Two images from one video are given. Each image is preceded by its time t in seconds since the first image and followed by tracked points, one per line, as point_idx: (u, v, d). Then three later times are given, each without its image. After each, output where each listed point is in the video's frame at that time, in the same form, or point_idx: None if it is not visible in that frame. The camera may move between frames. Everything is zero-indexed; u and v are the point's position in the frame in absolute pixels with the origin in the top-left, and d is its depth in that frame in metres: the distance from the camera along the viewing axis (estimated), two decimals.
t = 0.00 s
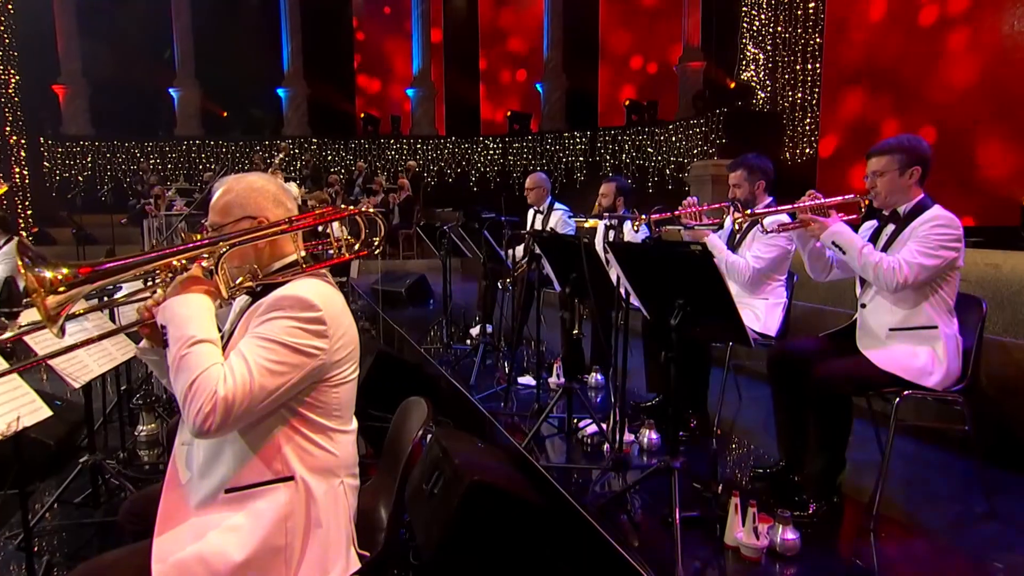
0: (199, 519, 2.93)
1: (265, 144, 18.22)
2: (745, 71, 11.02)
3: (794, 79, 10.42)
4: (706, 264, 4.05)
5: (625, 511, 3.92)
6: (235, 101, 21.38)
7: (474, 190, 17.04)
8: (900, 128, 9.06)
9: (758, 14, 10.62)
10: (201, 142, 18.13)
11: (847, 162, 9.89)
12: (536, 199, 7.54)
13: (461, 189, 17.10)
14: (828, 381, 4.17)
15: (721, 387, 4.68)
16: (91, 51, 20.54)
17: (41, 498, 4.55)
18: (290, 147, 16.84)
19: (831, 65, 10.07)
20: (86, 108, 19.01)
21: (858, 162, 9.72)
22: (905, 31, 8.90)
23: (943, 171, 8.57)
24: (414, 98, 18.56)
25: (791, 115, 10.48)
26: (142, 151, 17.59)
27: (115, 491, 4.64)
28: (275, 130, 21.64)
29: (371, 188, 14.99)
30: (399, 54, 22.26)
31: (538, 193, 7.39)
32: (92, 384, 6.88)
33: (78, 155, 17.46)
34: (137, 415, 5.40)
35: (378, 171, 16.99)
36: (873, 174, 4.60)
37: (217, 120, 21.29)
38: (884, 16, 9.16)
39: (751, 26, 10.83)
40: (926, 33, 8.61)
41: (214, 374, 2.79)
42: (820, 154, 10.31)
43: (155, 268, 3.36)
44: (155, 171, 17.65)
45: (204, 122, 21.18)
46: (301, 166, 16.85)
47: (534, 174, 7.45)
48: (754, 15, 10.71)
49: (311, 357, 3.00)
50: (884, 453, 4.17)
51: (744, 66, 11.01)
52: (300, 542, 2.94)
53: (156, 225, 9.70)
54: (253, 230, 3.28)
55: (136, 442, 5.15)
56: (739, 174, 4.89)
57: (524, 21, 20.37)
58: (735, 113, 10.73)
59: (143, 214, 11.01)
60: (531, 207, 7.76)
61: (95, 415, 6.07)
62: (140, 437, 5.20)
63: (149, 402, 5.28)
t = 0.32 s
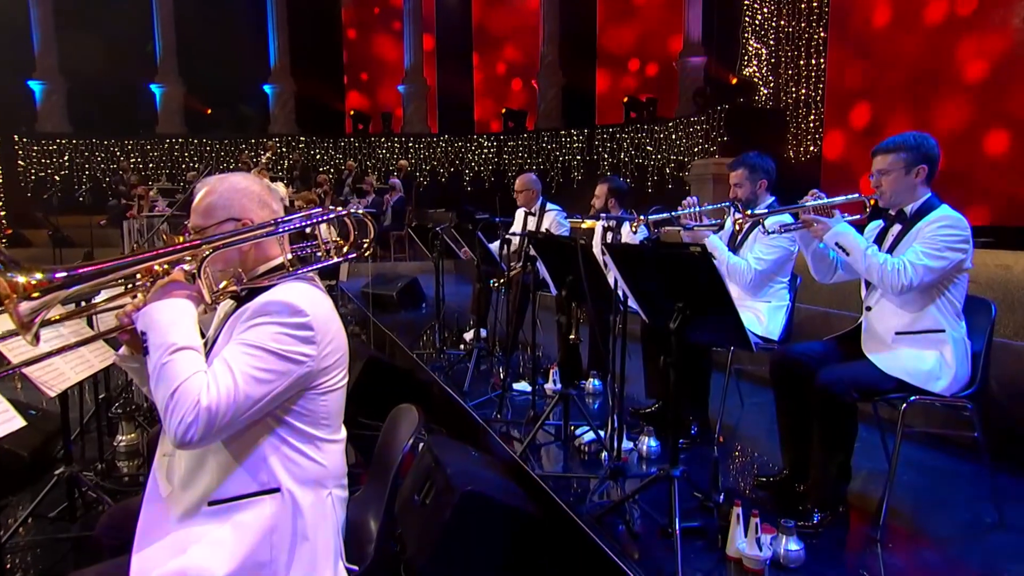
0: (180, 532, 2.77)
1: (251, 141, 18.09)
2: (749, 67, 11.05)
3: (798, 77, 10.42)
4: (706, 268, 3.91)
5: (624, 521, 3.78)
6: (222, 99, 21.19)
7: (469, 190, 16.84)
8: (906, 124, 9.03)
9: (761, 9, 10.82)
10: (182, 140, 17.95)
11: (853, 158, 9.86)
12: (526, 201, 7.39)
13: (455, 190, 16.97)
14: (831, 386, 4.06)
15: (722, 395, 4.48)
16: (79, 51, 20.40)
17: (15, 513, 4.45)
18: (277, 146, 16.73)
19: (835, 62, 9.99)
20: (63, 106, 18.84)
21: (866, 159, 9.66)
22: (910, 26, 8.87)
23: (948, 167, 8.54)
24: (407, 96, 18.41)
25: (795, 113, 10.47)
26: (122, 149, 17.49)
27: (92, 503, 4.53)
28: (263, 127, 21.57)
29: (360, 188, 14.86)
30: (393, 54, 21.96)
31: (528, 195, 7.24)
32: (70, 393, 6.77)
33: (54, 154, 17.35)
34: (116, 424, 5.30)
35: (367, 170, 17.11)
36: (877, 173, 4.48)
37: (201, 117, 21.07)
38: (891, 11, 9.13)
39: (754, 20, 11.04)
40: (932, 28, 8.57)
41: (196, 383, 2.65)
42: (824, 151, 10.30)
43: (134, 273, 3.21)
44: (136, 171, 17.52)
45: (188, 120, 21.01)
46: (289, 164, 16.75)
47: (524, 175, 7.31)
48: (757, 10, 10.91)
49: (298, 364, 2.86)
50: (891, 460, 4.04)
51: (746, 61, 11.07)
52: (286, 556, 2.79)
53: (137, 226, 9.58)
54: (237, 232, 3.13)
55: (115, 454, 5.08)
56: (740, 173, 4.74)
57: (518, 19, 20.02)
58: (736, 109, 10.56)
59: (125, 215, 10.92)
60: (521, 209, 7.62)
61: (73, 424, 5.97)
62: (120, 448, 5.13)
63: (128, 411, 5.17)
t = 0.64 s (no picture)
0: (143, 554, 2.54)
1: (225, 138, 17.62)
2: (744, 61, 11.15)
3: (796, 73, 10.64)
4: (701, 271, 3.74)
5: (615, 537, 3.59)
6: (193, 95, 20.86)
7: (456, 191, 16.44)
8: (910, 118, 9.13)
9: (757, 3, 10.89)
10: (151, 136, 17.36)
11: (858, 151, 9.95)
12: (505, 205, 7.19)
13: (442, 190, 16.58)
14: (830, 393, 3.90)
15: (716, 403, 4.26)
16: (52, 48, 20.03)
17: None
18: (253, 143, 16.41)
19: (834, 57, 10.23)
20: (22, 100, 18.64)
21: (868, 157, 9.80)
22: (913, 21, 9.00)
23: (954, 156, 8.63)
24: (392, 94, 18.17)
25: (793, 109, 10.71)
26: (86, 146, 17.04)
27: (50, 525, 4.32)
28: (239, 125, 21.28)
29: (340, 187, 14.64)
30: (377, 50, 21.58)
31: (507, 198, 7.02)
32: (30, 404, 6.52)
33: (14, 151, 16.95)
34: (77, 438, 5.11)
35: (349, 169, 16.59)
36: (876, 172, 4.33)
37: (171, 113, 20.79)
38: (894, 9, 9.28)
39: (749, 14, 11.09)
40: (936, 21, 8.71)
41: (162, 396, 2.44)
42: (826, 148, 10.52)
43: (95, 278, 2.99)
44: (101, 168, 17.02)
45: (158, 116, 20.67)
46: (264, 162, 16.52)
47: (504, 177, 7.13)
48: (753, 4, 10.96)
49: (271, 373, 2.65)
50: (893, 471, 3.88)
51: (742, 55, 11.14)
52: None
53: (103, 228, 9.33)
54: (206, 235, 2.92)
55: (76, 470, 4.91)
56: (735, 172, 4.58)
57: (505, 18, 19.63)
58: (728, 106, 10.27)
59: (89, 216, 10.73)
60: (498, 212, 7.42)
61: (32, 440, 5.74)
62: (82, 464, 4.95)
63: (91, 424, 4.98)
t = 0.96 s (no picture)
0: None
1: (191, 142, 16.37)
2: (735, 64, 10.53)
3: (789, 75, 10.16)
4: (688, 282, 3.60)
5: (603, 562, 3.40)
6: (154, 95, 19.14)
7: (434, 199, 16.39)
8: (905, 123, 8.77)
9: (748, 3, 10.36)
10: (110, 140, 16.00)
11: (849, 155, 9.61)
12: (477, 218, 7.01)
13: (421, 198, 16.44)
14: (823, 410, 3.77)
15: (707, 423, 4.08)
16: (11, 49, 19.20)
17: None
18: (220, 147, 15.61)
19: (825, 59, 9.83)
20: None
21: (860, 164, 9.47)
22: (903, 20, 8.67)
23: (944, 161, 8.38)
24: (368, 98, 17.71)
25: (786, 114, 10.23)
26: (38, 149, 15.48)
27: None
28: (206, 127, 19.68)
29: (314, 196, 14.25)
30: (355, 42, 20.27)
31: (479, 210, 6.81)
32: None
33: None
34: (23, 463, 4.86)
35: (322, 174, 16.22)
36: (868, 180, 4.20)
37: (131, 116, 19.05)
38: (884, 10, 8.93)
39: (739, 14, 10.54)
40: (926, 21, 8.40)
41: (115, 417, 2.19)
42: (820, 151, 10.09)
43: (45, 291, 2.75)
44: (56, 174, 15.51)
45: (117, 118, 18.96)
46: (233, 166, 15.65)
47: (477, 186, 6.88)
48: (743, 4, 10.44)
49: (234, 393, 2.39)
50: (889, 489, 3.73)
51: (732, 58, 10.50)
52: None
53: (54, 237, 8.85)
54: (165, 248, 2.64)
55: (23, 499, 4.67)
56: (724, 180, 4.45)
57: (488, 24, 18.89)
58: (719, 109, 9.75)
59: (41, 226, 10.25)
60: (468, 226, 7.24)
61: None
62: (29, 492, 4.71)
63: (39, 450, 4.71)
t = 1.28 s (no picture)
0: None
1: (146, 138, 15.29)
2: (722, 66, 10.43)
3: (777, 79, 9.99)
4: (666, 293, 3.47)
5: None
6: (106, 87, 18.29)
7: (408, 201, 15.83)
8: (893, 129, 8.60)
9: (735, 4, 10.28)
10: (57, 134, 14.89)
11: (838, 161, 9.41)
12: (450, 225, 6.84)
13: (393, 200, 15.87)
14: (807, 426, 3.64)
15: (688, 439, 3.93)
16: None
17: None
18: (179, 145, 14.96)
19: (817, 60, 9.63)
20: None
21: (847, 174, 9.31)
22: (897, 27, 8.49)
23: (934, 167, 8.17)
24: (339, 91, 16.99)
25: (775, 117, 10.03)
26: None
27: None
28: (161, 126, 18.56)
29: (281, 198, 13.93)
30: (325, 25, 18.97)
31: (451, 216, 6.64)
32: None
33: None
34: None
35: (288, 174, 15.46)
36: (855, 188, 4.06)
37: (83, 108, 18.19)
38: (876, 17, 8.74)
39: (727, 15, 10.47)
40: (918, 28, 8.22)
41: (52, 434, 1.94)
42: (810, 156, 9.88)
43: None
44: None
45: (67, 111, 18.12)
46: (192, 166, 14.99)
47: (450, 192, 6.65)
48: (731, 5, 10.35)
49: (185, 408, 2.09)
50: (875, 509, 3.60)
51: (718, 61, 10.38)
52: None
53: None
54: (109, 252, 2.28)
55: None
56: (708, 186, 4.32)
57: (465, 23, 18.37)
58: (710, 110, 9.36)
59: None
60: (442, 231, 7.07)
61: None
62: None
63: None
